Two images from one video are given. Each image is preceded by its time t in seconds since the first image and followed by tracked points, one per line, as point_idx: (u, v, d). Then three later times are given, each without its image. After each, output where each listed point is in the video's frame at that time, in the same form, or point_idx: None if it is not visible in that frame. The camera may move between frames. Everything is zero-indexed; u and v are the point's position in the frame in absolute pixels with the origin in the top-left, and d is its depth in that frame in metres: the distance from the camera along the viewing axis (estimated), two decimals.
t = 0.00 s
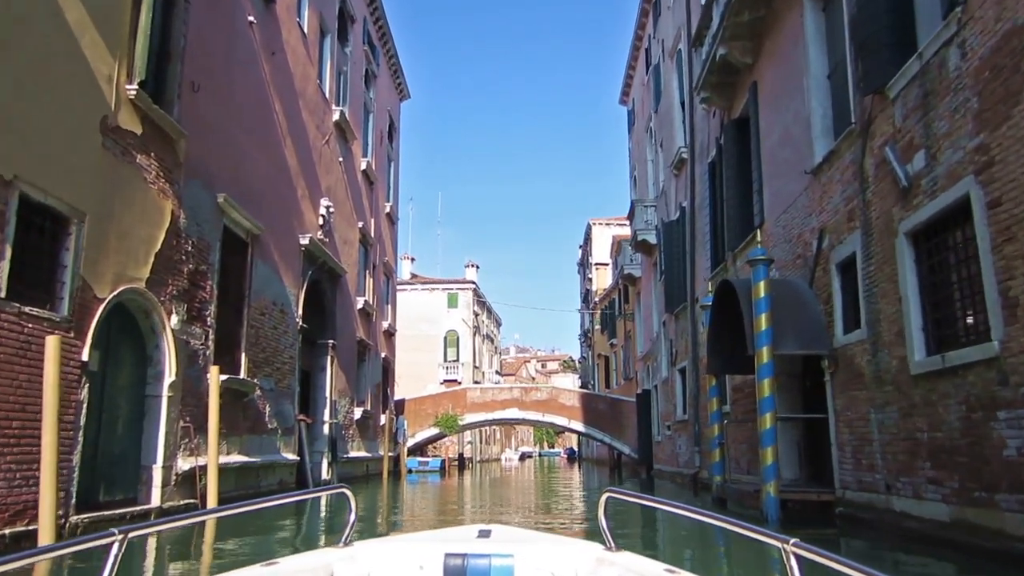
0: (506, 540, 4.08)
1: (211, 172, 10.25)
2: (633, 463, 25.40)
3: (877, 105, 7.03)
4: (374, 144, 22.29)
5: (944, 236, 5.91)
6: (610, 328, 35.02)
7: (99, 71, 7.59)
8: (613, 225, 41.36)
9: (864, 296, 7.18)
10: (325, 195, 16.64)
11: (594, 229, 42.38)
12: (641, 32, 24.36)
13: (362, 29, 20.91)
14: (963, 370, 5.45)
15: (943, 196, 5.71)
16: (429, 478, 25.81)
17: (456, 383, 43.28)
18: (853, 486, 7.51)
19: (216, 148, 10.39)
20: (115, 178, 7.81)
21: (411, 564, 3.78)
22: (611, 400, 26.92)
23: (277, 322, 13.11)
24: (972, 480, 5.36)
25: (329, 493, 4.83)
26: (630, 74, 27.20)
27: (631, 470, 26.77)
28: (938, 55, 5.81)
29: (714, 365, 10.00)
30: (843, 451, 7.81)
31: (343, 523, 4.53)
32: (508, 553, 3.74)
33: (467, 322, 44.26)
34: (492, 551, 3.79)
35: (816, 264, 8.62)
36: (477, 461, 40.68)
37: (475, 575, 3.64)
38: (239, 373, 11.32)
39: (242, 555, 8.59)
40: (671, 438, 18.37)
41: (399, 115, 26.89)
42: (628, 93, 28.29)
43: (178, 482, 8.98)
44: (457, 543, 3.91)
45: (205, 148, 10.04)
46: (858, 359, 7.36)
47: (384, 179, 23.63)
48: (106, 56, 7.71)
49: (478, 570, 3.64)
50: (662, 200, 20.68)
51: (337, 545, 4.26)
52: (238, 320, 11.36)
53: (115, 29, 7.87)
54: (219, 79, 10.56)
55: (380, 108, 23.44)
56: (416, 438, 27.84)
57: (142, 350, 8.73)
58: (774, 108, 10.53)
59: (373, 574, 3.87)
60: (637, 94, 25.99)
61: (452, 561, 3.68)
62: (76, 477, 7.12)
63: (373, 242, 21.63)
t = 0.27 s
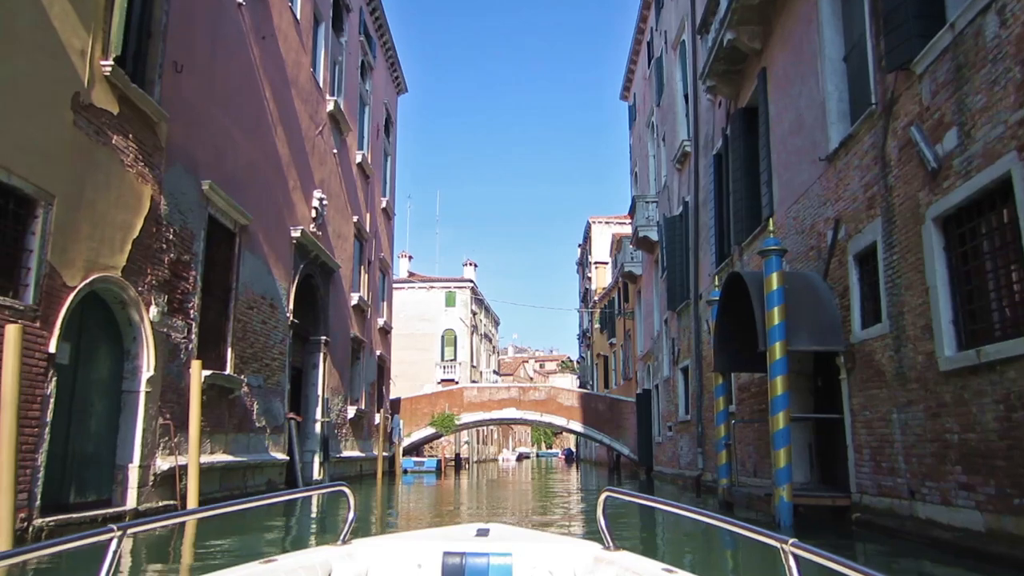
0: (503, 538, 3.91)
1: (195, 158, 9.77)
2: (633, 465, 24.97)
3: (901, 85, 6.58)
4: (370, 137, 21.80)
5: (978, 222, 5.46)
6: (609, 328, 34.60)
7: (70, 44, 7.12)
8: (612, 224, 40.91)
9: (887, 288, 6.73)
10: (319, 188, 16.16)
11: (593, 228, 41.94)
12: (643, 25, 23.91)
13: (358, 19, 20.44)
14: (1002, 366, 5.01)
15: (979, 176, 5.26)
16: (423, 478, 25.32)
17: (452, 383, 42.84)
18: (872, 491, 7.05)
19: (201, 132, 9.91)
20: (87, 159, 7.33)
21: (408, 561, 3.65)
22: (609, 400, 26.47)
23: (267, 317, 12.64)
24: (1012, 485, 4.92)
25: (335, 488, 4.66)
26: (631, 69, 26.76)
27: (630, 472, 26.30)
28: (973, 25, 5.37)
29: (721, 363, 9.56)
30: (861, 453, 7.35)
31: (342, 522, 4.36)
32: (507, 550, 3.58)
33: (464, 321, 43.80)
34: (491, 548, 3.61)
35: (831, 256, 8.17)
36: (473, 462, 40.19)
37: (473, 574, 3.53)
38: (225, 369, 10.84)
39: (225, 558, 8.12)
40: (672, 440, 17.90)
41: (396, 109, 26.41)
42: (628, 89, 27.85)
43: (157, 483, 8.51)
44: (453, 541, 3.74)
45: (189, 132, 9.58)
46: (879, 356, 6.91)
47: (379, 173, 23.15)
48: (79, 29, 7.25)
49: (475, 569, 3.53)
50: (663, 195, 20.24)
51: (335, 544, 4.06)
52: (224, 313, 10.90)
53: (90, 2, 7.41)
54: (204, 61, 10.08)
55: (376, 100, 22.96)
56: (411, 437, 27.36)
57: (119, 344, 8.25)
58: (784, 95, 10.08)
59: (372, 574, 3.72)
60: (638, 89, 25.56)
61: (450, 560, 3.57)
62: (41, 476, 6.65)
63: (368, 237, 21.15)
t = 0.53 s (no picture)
0: (503, 539, 3.95)
1: (178, 143, 9.32)
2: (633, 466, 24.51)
3: (928, 59, 6.13)
4: (365, 130, 21.34)
5: (1017, 202, 5.02)
6: (608, 326, 34.16)
7: (38, 15, 6.66)
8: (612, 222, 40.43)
9: (911, 277, 6.28)
10: (311, 180, 15.70)
11: (592, 226, 41.48)
12: (644, 17, 23.44)
13: (354, 9, 19.99)
14: None
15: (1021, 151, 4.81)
16: (420, 479, 24.87)
17: (450, 382, 42.41)
18: (894, 495, 6.61)
19: (184, 116, 9.45)
20: (56, 139, 6.87)
21: (409, 562, 3.67)
22: (610, 399, 26.02)
23: (256, 311, 12.18)
24: None
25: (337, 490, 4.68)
26: (632, 63, 26.30)
27: (630, 473, 25.84)
28: None
29: (729, 360, 9.13)
30: (882, 455, 6.90)
31: (344, 523, 4.36)
32: (505, 552, 3.61)
33: (462, 320, 43.35)
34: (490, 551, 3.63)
35: (847, 245, 7.71)
36: (470, 462, 39.71)
37: (472, 574, 3.55)
38: (210, 365, 10.38)
39: (205, 563, 7.66)
40: (674, 440, 17.45)
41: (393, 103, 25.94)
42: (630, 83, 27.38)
43: (134, 485, 8.04)
44: (456, 542, 3.78)
45: (171, 115, 9.12)
46: (902, 350, 6.47)
47: (376, 167, 22.70)
48: None
49: (474, 570, 3.55)
50: (665, 190, 19.80)
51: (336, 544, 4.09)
52: (209, 307, 10.44)
53: None
54: (188, 41, 9.62)
55: (372, 93, 22.51)
56: (408, 437, 26.91)
57: (94, 337, 7.79)
58: (796, 79, 9.63)
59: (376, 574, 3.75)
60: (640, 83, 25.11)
61: (450, 561, 3.59)
62: (5, 474, 6.21)
63: (363, 233, 20.69)
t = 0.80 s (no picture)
0: (507, 540, 3.82)
1: (156, 124, 8.78)
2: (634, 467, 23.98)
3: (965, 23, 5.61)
4: (360, 122, 20.80)
5: None
6: (608, 325, 33.64)
7: None
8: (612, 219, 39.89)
9: (946, 263, 5.76)
10: (302, 170, 15.16)
11: (592, 224, 40.95)
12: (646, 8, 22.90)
13: None
14: None
15: None
16: (416, 480, 24.34)
17: (447, 382, 41.88)
18: (925, 500, 6.08)
19: (162, 95, 8.91)
20: (15, 112, 6.34)
21: (409, 563, 3.58)
22: (610, 399, 25.49)
23: (242, 305, 11.63)
24: None
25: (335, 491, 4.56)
26: (633, 56, 25.77)
27: (631, 474, 25.31)
28: None
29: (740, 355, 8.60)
30: (911, 457, 6.37)
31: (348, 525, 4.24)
32: (505, 552, 3.49)
33: (460, 318, 42.80)
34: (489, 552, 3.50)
35: (870, 231, 7.18)
36: (468, 463, 39.17)
37: None
38: (192, 360, 9.84)
39: (179, 571, 7.12)
40: (677, 440, 16.93)
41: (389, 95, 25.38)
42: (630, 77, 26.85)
43: (105, 487, 7.49)
44: (460, 543, 3.67)
45: (149, 94, 8.58)
46: (935, 341, 5.94)
47: (371, 161, 22.16)
48: None
49: (476, 571, 3.44)
50: (668, 183, 19.27)
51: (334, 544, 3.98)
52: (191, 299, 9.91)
53: None
54: (167, 17, 9.08)
55: (368, 84, 21.98)
56: (404, 437, 26.35)
57: (62, 329, 7.25)
58: (811, 58, 9.10)
59: None
60: (641, 75, 24.57)
61: (450, 561, 3.48)
62: None
63: (358, 227, 20.15)
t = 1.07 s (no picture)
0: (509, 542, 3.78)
1: (134, 108, 8.33)
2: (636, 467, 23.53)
3: None
4: (355, 116, 20.37)
5: None
6: (609, 323, 33.22)
7: None
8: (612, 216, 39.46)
9: (981, 244, 5.31)
10: (294, 163, 14.71)
11: (592, 221, 40.52)
12: None
13: None
14: None
15: None
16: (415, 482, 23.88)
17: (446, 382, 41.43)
18: (958, 502, 5.63)
19: (141, 79, 8.46)
20: None
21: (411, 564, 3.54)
22: (612, 398, 25.05)
23: (230, 301, 11.19)
24: None
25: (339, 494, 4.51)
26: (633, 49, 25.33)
27: (633, 474, 24.85)
28: None
29: (751, 348, 8.15)
30: (940, 455, 5.92)
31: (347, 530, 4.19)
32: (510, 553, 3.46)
33: (459, 318, 42.35)
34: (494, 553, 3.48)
35: (891, 214, 6.73)
36: (468, 464, 38.71)
37: None
38: (175, 358, 9.38)
39: None
40: (682, 439, 16.49)
41: (385, 90, 24.93)
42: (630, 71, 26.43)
43: (78, 493, 7.02)
44: (462, 545, 3.63)
45: (126, 77, 8.13)
46: (968, 329, 5.49)
47: (366, 156, 21.72)
48: None
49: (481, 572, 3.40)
50: (670, 176, 18.84)
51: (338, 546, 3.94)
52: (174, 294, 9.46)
53: None
54: None
55: (362, 78, 21.54)
56: (402, 438, 25.86)
57: (30, 325, 6.80)
58: (823, 36, 8.66)
59: None
60: (642, 68, 24.13)
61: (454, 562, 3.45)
62: None
63: (353, 224, 19.71)
